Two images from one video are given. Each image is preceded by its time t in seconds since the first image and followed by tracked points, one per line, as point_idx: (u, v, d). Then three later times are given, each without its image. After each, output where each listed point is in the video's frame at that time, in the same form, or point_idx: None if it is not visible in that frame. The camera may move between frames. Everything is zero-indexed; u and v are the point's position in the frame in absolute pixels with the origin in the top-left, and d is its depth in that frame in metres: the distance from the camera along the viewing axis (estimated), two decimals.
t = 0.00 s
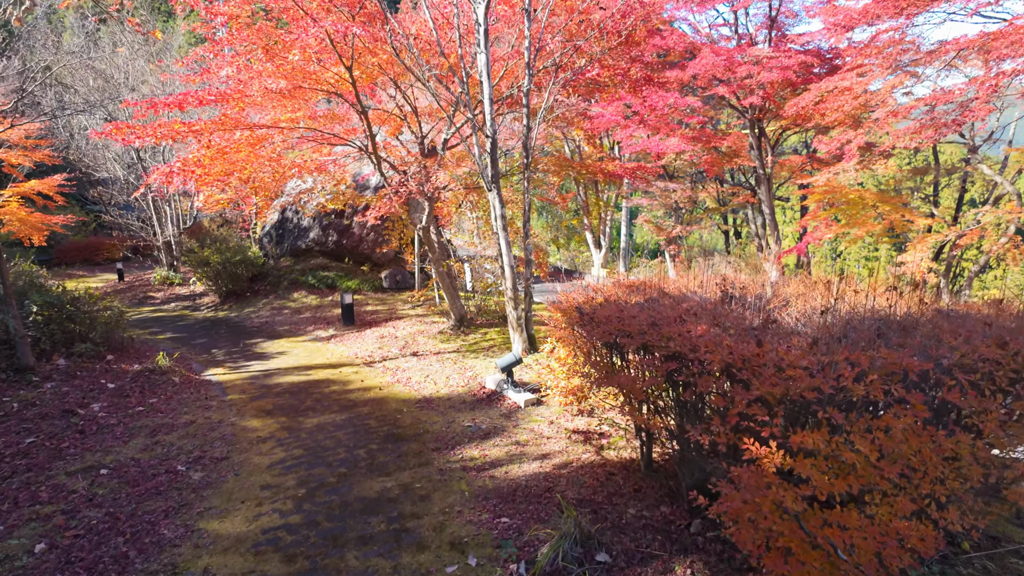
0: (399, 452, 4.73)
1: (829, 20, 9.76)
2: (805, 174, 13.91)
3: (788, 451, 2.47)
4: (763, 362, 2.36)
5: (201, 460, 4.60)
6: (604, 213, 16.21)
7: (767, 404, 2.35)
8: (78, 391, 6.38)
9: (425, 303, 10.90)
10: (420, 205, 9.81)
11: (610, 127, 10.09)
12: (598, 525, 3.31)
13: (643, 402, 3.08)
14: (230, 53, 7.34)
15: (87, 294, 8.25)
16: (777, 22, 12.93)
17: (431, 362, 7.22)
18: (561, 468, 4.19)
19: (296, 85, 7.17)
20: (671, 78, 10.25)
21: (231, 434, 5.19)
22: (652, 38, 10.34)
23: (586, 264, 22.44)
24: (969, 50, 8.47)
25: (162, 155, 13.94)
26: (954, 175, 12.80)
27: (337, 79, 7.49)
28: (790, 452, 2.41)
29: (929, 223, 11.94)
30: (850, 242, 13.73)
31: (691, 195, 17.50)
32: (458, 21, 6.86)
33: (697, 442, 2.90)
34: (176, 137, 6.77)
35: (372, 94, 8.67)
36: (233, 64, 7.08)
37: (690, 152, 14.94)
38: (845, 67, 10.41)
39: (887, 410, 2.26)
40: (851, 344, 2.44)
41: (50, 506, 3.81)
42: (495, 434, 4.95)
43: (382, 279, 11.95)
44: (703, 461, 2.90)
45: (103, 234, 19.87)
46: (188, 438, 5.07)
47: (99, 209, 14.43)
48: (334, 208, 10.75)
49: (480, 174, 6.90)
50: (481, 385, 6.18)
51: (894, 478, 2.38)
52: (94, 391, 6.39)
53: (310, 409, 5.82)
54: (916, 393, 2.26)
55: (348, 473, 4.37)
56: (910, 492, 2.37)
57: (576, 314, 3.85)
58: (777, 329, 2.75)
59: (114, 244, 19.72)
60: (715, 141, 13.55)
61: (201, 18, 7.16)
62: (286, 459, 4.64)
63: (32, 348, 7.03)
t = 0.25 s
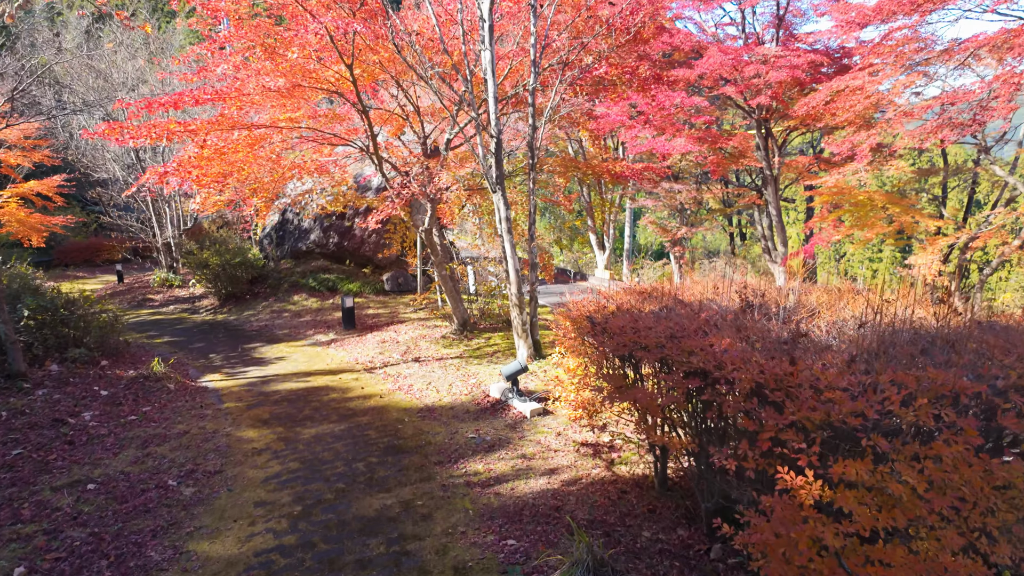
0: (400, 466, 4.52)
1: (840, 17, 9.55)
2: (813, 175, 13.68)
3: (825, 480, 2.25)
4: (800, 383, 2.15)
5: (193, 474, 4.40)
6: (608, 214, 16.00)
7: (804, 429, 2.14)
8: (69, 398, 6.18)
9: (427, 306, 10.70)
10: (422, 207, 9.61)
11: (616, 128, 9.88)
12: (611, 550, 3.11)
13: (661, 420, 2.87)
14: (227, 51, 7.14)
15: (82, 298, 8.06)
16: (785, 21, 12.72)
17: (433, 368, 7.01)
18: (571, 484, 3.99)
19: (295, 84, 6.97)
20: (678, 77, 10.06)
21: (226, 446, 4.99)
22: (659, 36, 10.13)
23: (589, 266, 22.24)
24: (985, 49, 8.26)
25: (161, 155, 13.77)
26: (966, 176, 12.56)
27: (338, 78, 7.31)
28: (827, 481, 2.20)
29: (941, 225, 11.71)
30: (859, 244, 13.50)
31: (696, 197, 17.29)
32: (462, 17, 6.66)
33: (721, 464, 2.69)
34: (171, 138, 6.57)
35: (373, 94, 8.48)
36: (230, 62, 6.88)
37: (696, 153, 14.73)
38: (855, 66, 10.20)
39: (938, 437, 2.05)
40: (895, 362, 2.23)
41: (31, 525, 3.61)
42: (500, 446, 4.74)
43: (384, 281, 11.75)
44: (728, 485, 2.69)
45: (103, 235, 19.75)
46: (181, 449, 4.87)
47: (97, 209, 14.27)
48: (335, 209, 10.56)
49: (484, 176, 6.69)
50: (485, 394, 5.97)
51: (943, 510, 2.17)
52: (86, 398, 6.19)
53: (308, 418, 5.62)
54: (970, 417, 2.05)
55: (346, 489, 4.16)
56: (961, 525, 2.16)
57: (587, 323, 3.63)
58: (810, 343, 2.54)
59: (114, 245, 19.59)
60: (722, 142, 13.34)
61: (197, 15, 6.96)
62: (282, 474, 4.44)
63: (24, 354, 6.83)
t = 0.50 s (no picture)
0: (401, 475, 4.29)
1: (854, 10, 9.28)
2: (824, 173, 13.40)
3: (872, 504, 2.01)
4: (847, 395, 1.91)
5: (183, 482, 4.18)
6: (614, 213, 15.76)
7: (853, 447, 1.88)
8: (61, 400, 5.97)
9: (431, 306, 10.48)
10: (426, 204, 9.38)
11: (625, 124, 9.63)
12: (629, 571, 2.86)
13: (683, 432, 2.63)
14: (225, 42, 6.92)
15: (77, 297, 7.86)
16: (796, 16, 12.45)
17: (437, 371, 6.77)
18: (582, 496, 3.74)
19: (294, 76, 6.74)
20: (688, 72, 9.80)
21: (220, 452, 4.77)
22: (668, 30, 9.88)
23: (595, 265, 22.05)
24: (1007, 41, 7.98)
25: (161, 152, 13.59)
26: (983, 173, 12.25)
27: (339, 71, 7.09)
28: (877, 506, 1.95)
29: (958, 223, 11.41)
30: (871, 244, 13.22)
31: (704, 195, 17.02)
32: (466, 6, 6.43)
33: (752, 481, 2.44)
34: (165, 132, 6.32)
35: (375, 88, 8.27)
36: (227, 54, 6.64)
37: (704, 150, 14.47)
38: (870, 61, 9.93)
39: (1012, 457, 1.79)
40: (957, 370, 1.97)
41: (8, 538, 3.39)
42: (506, 454, 4.50)
43: (386, 281, 11.53)
44: (759, 503, 2.44)
45: (105, 234, 19.63)
46: (172, 456, 4.65)
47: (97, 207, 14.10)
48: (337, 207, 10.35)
49: (490, 170, 6.40)
50: (490, 398, 5.73)
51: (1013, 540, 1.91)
52: (78, 400, 5.98)
53: (307, 423, 5.40)
54: None
55: (344, 499, 3.93)
56: None
57: (598, 325, 3.39)
58: (852, 350, 2.29)
59: (117, 244, 19.47)
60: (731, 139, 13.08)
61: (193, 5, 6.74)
62: (276, 483, 4.21)
63: (15, 354, 6.62)
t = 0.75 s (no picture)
0: (402, 485, 4.09)
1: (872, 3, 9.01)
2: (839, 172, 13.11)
3: (925, 536, 1.78)
4: (899, 413, 1.68)
5: (175, 492, 4.00)
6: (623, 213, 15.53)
7: (910, 475, 1.66)
8: (56, 403, 5.82)
9: (436, 306, 10.28)
10: (431, 203, 9.19)
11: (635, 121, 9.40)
12: None
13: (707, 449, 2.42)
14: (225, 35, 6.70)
15: (77, 296, 7.72)
16: (810, 11, 12.17)
17: (442, 374, 6.58)
18: (594, 512, 3.53)
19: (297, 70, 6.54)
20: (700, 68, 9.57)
21: (216, 459, 4.58)
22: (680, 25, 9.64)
23: (603, 266, 21.84)
24: None
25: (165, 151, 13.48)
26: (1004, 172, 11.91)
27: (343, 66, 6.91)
28: (932, 540, 1.72)
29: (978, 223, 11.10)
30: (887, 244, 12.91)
31: (715, 194, 16.76)
32: None
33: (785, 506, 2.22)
34: (164, 127, 6.14)
35: (380, 83, 8.09)
36: (227, 47, 6.46)
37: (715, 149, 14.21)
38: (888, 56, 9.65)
39: None
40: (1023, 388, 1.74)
41: None
42: (512, 464, 4.29)
43: (392, 281, 11.36)
44: (792, 530, 2.22)
45: (113, 233, 19.62)
46: (166, 463, 4.47)
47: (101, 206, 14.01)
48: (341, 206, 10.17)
49: (497, 167, 6.16)
50: (497, 404, 5.52)
51: None
52: (74, 403, 5.83)
53: (307, 429, 5.21)
54: None
55: (342, 512, 3.73)
56: None
57: (612, 331, 3.18)
58: (897, 361, 2.07)
59: (124, 243, 19.46)
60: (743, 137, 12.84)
61: None
62: (272, 494, 4.02)
63: (12, 355, 6.48)
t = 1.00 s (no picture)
0: (408, 501, 3.89)
1: None
2: (859, 172, 12.76)
3: None
4: (973, 449, 1.46)
5: (171, 506, 3.82)
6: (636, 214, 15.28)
7: (994, 526, 1.42)
8: (56, 408, 5.69)
9: (446, 308, 10.10)
10: (441, 204, 9.00)
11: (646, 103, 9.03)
12: None
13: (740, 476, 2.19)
14: (231, 32, 6.53)
15: (82, 298, 7.61)
16: (831, 7, 11.85)
17: (450, 380, 6.37)
18: (612, 534, 3.31)
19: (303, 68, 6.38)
20: (717, 64, 9.30)
21: (216, 470, 4.41)
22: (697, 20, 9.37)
23: (615, 267, 21.58)
24: None
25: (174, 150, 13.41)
26: None
27: (351, 62, 6.72)
28: None
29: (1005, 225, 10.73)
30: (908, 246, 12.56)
31: (730, 195, 16.45)
32: None
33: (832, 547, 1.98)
34: (167, 125, 5.99)
35: (389, 81, 7.91)
36: (232, 43, 6.29)
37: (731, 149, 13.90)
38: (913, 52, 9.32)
39: None
40: None
41: None
42: (524, 478, 4.08)
43: (401, 282, 11.19)
44: (838, 572, 1.99)
45: (124, 233, 19.65)
46: (164, 474, 4.30)
47: (113, 205, 14.00)
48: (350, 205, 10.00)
49: (509, 167, 5.91)
50: (508, 412, 5.31)
51: None
52: (75, 408, 5.69)
53: (310, 438, 5.03)
54: None
55: (344, 530, 3.54)
56: None
57: (632, 341, 2.95)
58: (959, 384, 1.83)
59: (136, 243, 19.49)
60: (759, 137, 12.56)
61: None
62: (272, 508, 3.83)
63: (14, 358, 6.37)
